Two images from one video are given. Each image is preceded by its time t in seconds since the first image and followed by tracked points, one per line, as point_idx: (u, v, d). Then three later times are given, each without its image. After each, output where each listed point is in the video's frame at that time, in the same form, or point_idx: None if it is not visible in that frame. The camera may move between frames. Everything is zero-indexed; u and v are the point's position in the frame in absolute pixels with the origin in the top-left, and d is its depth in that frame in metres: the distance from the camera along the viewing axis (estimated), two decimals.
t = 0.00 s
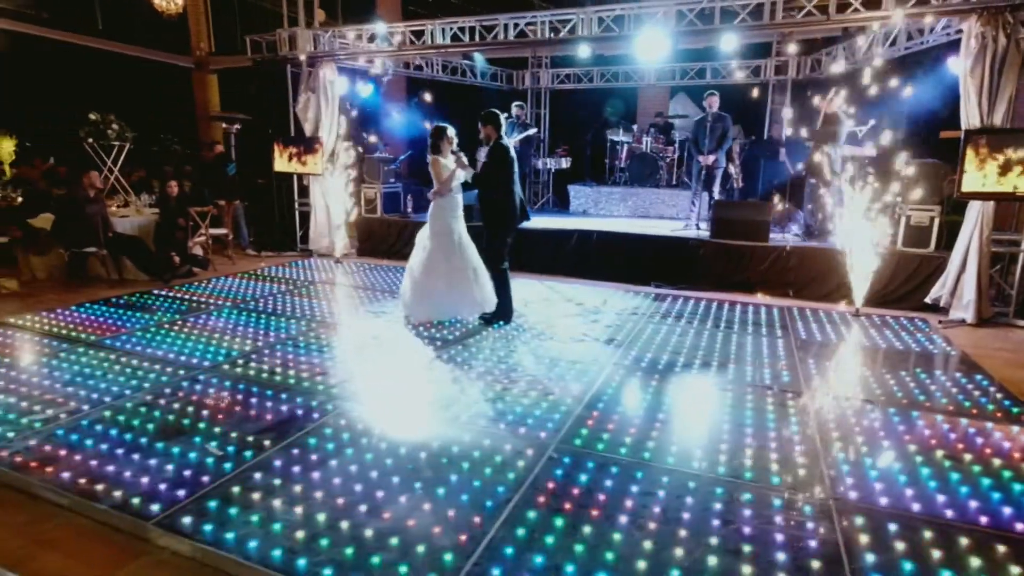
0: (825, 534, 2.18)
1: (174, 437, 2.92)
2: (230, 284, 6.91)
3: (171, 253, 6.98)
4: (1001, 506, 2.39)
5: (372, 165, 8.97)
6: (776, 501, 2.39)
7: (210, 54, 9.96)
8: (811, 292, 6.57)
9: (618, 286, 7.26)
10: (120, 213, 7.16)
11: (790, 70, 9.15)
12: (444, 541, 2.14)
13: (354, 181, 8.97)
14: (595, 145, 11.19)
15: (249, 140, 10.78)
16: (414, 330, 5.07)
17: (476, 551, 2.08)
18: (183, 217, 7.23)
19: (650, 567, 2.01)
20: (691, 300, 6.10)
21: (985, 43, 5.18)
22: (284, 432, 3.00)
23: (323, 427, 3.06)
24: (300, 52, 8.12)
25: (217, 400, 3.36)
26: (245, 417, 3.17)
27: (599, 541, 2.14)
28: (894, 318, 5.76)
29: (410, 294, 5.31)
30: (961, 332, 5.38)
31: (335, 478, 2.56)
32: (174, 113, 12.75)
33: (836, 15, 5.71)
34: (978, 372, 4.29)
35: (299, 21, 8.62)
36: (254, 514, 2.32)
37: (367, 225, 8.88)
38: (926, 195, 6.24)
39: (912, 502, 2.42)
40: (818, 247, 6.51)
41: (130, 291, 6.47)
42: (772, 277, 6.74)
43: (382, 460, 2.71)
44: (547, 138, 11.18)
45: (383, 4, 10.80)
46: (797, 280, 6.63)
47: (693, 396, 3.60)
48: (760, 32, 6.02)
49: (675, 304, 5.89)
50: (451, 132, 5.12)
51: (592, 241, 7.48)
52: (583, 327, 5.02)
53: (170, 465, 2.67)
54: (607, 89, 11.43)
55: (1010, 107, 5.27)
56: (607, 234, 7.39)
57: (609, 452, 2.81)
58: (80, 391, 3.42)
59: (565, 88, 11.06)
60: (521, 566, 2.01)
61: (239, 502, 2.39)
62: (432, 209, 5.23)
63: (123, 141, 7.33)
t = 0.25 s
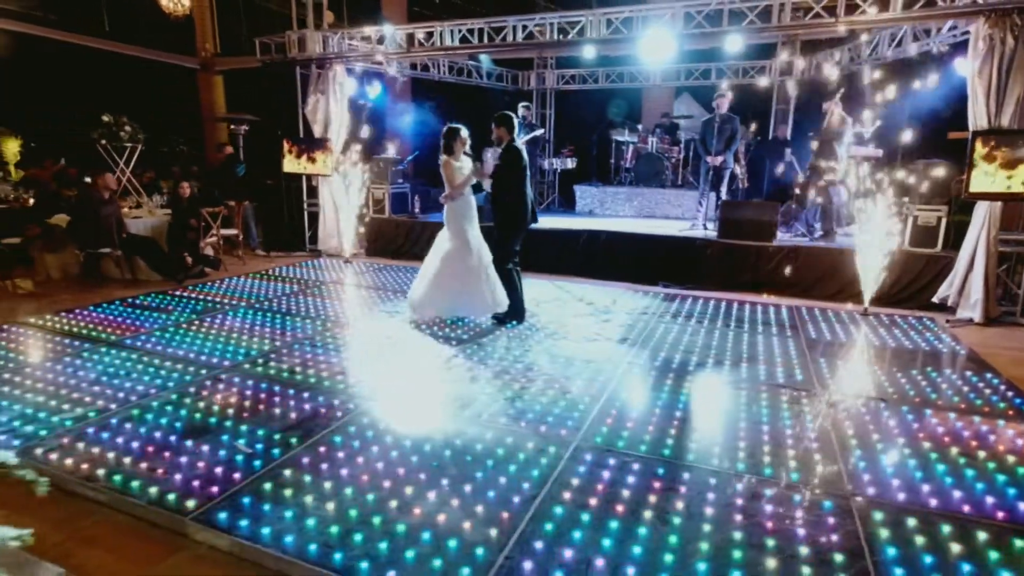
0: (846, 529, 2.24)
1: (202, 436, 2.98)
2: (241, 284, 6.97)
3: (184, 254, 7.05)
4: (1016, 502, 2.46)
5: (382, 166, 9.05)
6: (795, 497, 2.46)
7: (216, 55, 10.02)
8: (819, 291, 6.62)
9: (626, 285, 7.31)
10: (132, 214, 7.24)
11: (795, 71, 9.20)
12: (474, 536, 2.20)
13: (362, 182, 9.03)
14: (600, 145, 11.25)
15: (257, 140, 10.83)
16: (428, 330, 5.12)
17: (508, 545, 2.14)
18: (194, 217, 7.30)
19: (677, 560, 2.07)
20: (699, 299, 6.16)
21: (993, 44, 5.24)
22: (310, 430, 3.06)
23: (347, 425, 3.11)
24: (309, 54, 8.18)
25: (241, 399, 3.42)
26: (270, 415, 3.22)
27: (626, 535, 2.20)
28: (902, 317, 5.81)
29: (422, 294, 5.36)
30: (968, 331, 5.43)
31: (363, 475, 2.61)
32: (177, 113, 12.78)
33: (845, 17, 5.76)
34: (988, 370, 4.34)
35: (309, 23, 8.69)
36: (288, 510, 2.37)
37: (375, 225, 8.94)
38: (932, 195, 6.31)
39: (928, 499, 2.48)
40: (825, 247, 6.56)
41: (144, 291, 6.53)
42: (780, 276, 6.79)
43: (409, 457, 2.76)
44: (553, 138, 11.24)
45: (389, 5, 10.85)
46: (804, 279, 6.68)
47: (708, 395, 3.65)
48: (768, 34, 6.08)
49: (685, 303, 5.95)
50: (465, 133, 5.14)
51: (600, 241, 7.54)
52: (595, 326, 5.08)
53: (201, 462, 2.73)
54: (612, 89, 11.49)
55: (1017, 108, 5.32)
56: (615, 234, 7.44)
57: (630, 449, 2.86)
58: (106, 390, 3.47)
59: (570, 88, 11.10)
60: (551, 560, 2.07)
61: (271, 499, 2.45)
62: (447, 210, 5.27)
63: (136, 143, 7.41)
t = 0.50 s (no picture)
0: (862, 523, 2.30)
1: (225, 433, 3.03)
2: (252, 284, 7.03)
3: (195, 254, 7.12)
4: None
5: (390, 166, 9.14)
6: (811, 492, 2.52)
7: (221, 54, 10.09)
8: (825, 291, 6.66)
9: (633, 285, 7.36)
10: (144, 215, 7.30)
11: (799, 71, 9.25)
12: (499, 529, 2.25)
13: (370, 182, 9.09)
14: (606, 145, 11.29)
15: (264, 141, 10.89)
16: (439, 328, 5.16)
17: (532, 538, 2.19)
18: (205, 218, 7.36)
19: (699, 552, 2.13)
20: (707, 299, 6.21)
21: (999, 46, 5.29)
22: (331, 427, 3.11)
23: (367, 423, 3.16)
24: (319, 55, 8.25)
25: (261, 397, 3.47)
26: (290, 413, 3.27)
27: (648, 528, 2.25)
28: (908, 316, 5.86)
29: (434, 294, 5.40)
30: (975, 330, 5.47)
31: (386, 471, 2.66)
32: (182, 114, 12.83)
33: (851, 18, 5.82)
34: (995, 368, 4.40)
35: (317, 24, 8.75)
36: (314, 505, 2.42)
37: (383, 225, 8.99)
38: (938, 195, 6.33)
39: (940, 493, 2.54)
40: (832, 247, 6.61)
41: (156, 291, 6.60)
42: (787, 276, 6.83)
43: (430, 454, 2.81)
44: (558, 138, 11.29)
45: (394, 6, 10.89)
46: (811, 279, 6.73)
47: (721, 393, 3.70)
48: (776, 35, 6.14)
49: (693, 303, 6.01)
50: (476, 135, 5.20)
51: (607, 241, 7.59)
52: (605, 326, 5.13)
53: (227, 458, 2.79)
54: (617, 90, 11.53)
55: None
56: (622, 234, 7.49)
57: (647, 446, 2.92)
58: (128, 389, 3.52)
59: (576, 89, 11.14)
60: (576, 552, 2.12)
61: (297, 495, 2.49)
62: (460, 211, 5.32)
63: (146, 144, 7.47)
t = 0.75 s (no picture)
0: (877, 514, 2.37)
1: (248, 428, 3.09)
2: (261, 284, 7.09)
3: (204, 254, 7.21)
4: None
5: (397, 167, 9.21)
6: (825, 485, 2.57)
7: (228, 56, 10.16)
8: (831, 290, 6.72)
9: (640, 285, 7.41)
10: (154, 215, 7.37)
11: (804, 72, 9.31)
12: (522, 521, 2.30)
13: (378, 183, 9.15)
14: (610, 146, 11.36)
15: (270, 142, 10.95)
16: (450, 327, 5.19)
17: (555, 529, 2.25)
18: (215, 218, 7.43)
19: (719, 540, 2.19)
20: (714, 298, 6.27)
21: (1005, 47, 5.34)
22: (351, 422, 3.18)
23: (386, 418, 3.22)
24: (327, 57, 8.31)
25: (280, 394, 3.53)
26: (310, 409, 3.33)
27: (667, 519, 2.31)
28: (914, 315, 5.91)
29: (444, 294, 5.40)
30: (981, 328, 5.53)
31: (408, 465, 2.72)
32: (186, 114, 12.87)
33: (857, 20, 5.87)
34: (1002, 365, 4.46)
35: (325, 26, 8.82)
36: (341, 498, 2.48)
37: (390, 226, 9.05)
38: (943, 197, 6.50)
39: (952, 486, 2.60)
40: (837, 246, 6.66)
41: (168, 291, 6.66)
42: (793, 275, 6.89)
43: (450, 449, 2.86)
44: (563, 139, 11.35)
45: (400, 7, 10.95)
46: (817, 279, 6.78)
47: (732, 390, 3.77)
48: (782, 37, 6.20)
49: (700, 302, 6.07)
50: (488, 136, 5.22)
51: (614, 241, 7.65)
52: (615, 324, 5.19)
53: (251, 453, 2.85)
54: (621, 90, 11.59)
55: None
56: (629, 234, 7.55)
57: (662, 442, 2.97)
58: (149, 386, 3.58)
59: (580, 89, 11.19)
60: (598, 542, 2.18)
61: (322, 488, 2.55)
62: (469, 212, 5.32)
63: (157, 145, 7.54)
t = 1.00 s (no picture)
0: (890, 504, 2.43)
1: (269, 423, 3.15)
2: (270, 283, 7.14)
3: (214, 254, 7.30)
4: None
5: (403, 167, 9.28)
6: (839, 478, 2.64)
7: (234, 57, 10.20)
8: (836, 289, 6.78)
9: (646, 284, 7.46)
10: (164, 215, 7.45)
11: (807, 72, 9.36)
12: (544, 511, 2.36)
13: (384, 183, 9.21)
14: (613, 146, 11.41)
15: (275, 142, 10.99)
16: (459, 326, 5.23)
17: (577, 519, 2.31)
18: (224, 218, 7.49)
19: (737, 530, 2.26)
20: (720, 297, 6.32)
21: (1009, 47, 5.41)
22: (371, 418, 3.23)
23: (405, 414, 3.28)
24: (334, 57, 8.36)
25: (299, 390, 3.59)
26: (329, 405, 3.39)
27: (686, 511, 2.37)
28: (919, 314, 5.97)
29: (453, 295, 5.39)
30: (985, 326, 5.60)
31: (429, 459, 2.78)
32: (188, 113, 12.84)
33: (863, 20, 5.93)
34: (1007, 362, 4.52)
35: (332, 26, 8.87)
36: (366, 490, 2.54)
37: (396, 226, 9.11)
38: (950, 195, 6.60)
39: (963, 479, 2.67)
40: (842, 246, 6.72)
41: (179, 290, 6.72)
42: (798, 274, 6.95)
43: (469, 444, 2.92)
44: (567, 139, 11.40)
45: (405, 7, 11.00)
46: (822, 278, 6.84)
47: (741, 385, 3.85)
48: (788, 37, 6.25)
49: (707, 301, 6.13)
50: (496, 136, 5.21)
51: (620, 240, 7.70)
52: (623, 323, 5.26)
53: (275, 447, 2.90)
54: (624, 91, 11.64)
55: None
56: (635, 234, 7.60)
57: (676, 438, 3.03)
58: (170, 382, 3.64)
59: (584, 89, 11.24)
60: (619, 532, 2.24)
61: (347, 481, 2.61)
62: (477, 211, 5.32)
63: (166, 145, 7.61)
